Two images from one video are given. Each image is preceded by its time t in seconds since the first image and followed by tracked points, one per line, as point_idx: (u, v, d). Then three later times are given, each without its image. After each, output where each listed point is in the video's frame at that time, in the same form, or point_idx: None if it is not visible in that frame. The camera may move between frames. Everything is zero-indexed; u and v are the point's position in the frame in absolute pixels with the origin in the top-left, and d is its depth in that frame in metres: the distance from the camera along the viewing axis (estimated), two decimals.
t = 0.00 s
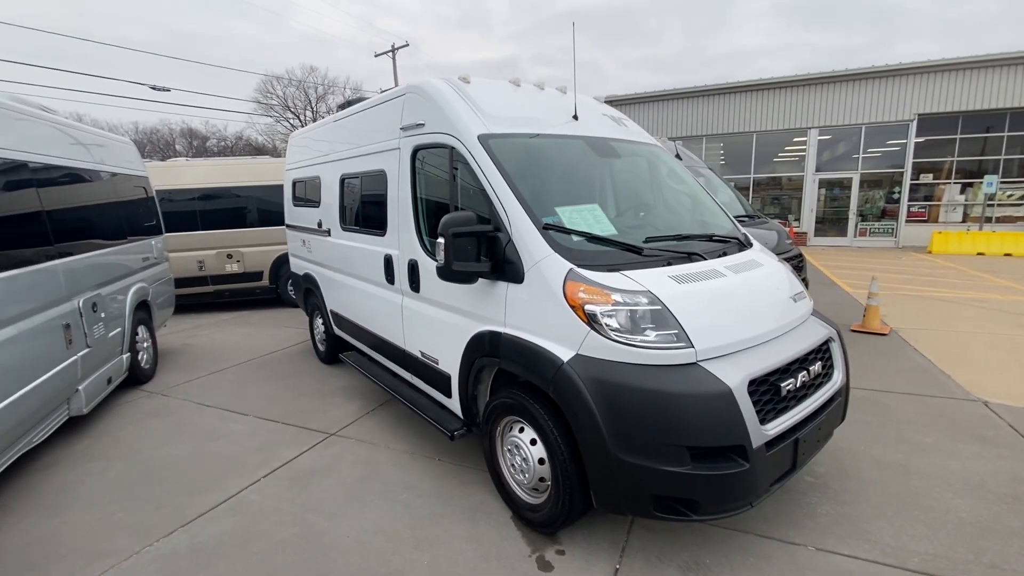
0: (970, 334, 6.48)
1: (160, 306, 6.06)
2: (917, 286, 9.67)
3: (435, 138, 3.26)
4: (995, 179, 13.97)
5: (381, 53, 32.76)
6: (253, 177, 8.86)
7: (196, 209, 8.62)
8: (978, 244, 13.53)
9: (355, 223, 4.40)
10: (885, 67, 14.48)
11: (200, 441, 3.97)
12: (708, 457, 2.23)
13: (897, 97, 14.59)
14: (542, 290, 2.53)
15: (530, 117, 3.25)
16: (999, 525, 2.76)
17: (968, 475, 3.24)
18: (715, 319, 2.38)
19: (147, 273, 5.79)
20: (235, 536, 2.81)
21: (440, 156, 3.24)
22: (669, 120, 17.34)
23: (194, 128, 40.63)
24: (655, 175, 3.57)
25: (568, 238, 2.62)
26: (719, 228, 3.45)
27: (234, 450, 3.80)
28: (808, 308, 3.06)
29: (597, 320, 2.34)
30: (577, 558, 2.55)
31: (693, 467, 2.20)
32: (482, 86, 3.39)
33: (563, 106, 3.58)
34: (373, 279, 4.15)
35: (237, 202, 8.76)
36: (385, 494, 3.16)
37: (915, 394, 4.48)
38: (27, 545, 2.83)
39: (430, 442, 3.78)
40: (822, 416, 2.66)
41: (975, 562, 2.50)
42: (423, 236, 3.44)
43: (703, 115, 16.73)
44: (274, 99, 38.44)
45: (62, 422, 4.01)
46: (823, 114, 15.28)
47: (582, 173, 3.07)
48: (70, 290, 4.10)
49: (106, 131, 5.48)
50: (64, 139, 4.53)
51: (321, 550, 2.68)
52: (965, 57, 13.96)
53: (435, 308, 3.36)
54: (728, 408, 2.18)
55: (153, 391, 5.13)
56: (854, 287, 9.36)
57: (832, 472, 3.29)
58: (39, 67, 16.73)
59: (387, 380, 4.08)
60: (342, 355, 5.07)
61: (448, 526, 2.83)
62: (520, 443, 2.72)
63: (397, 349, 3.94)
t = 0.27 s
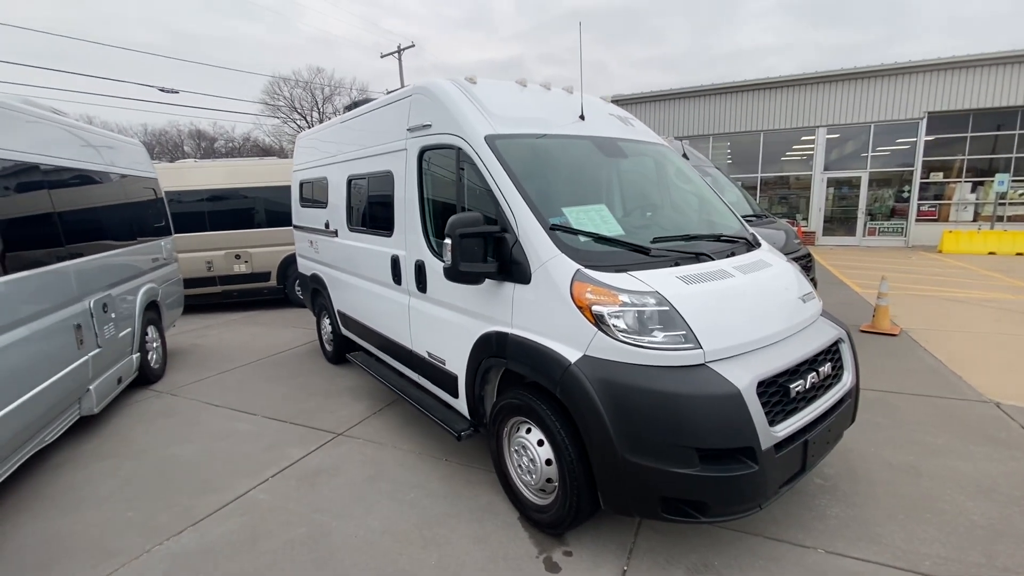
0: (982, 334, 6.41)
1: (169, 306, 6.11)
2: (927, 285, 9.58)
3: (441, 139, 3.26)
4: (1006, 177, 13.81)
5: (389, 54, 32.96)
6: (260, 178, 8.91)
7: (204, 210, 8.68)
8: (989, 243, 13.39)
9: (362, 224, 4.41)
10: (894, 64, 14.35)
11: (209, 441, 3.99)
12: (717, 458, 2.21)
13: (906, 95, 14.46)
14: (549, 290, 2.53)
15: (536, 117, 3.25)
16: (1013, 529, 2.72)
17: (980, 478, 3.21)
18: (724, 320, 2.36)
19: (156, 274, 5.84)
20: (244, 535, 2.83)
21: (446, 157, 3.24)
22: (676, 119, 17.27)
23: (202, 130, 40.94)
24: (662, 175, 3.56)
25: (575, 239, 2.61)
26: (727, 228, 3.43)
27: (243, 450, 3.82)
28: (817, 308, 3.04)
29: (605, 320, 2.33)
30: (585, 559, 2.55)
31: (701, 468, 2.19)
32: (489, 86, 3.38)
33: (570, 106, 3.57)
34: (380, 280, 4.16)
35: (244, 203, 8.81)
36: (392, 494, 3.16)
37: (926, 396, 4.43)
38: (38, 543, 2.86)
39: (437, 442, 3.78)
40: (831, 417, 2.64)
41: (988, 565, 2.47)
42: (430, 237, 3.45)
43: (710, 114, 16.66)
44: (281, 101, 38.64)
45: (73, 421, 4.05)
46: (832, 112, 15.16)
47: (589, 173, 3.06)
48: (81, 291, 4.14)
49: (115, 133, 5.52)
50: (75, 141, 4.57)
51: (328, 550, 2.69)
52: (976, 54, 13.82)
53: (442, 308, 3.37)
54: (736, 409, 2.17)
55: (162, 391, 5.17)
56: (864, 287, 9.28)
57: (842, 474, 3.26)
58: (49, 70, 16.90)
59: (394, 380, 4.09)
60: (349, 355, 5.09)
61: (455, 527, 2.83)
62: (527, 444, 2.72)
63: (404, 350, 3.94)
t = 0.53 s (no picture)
0: (992, 336, 6.36)
1: (177, 309, 6.14)
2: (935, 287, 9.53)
3: (448, 143, 3.26)
4: (1014, 178, 13.73)
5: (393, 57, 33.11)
6: (266, 181, 8.94)
7: (210, 213, 8.72)
8: (997, 244, 13.31)
9: (369, 227, 4.42)
10: (900, 65, 14.28)
11: (217, 444, 4.00)
12: (727, 463, 2.20)
13: (913, 96, 14.39)
14: (558, 294, 2.52)
15: (543, 120, 3.25)
16: None
17: (992, 482, 3.18)
18: (734, 324, 2.35)
19: (164, 277, 5.86)
20: (252, 539, 2.83)
21: (453, 161, 3.24)
22: (680, 120, 17.25)
23: (207, 133, 41.19)
24: (669, 178, 3.55)
25: (583, 242, 2.61)
26: (734, 231, 3.41)
27: (251, 453, 3.83)
28: (826, 311, 3.02)
29: (613, 325, 2.32)
30: (594, 564, 2.54)
31: (712, 474, 2.18)
32: (495, 90, 3.39)
33: (576, 109, 3.57)
34: (387, 283, 4.17)
35: (250, 206, 8.83)
36: (400, 497, 3.16)
37: (936, 399, 4.40)
38: (49, 546, 2.87)
39: (444, 446, 3.78)
40: (842, 422, 2.62)
41: (1001, 571, 2.44)
42: (437, 240, 3.45)
43: (715, 115, 16.63)
44: (286, 104, 38.82)
45: (82, 424, 4.07)
46: (837, 113, 15.10)
47: (597, 176, 3.05)
48: (90, 295, 4.16)
49: (123, 137, 5.56)
50: (83, 146, 4.60)
51: (337, 554, 2.69)
52: (982, 54, 13.75)
53: (449, 312, 3.37)
54: (747, 414, 2.16)
55: (170, 394, 5.19)
56: (871, 289, 9.24)
57: (852, 478, 3.24)
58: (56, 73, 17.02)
59: (401, 383, 4.09)
60: (356, 358, 5.10)
61: (464, 531, 2.83)
62: (535, 448, 2.71)
63: (410, 353, 3.94)
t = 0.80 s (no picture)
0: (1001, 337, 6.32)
1: (183, 312, 6.14)
2: (941, 287, 9.48)
3: (456, 145, 3.25)
4: (1020, 177, 13.67)
5: (395, 59, 33.16)
6: (271, 183, 8.95)
7: (215, 215, 8.73)
8: (1004, 244, 13.24)
9: (375, 229, 4.41)
10: (905, 65, 14.22)
11: (225, 447, 4.00)
12: (741, 467, 2.18)
13: (918, 95, 14.32)
14: (568, 297, 2.51)
15: (551, 122, 3.24)
16: None
17: (1006, 485, 3.15)
18: (746, 327, 2.34)
19: (171, 280, 5.87)
20: (262, 543, 2.82)
21: (461, 163, 3.23)
22: (684, 121, 17.21)
23: (211, 135, 41.32)
24: (677, 179, 3.54)
25: (593, 245, 2.59)
26: (744, 232, 3.40)
27: (258, 455, 3.82)
28: (838, 313, 3.00)
29: (625, 328, 2.31)
30: (605, 569, 2.52)
31: (725, 478, 2.16)
32: (503, 92, 3.38)
33: (584, 111, 3.56)
34: (394, 285, 4.16)
35: (255, 208, 8.85)
36: (408, 501, 3.15)
37: (946, 400, 4.37)
38: (59, 550, 2.86)
39: (452, 448, 3.76)
40: (855, 425, 2.60)
41: None
42: (444, 242, 3.44)
43: (719, 115, 16.59)
44: (288, 105, 38.89)
45: (90, 427, 4.07)
46: (842, 113, 15.04)
47: (605, 178, 3.04)
48: (98, 297, 4.17)
49: (128, 140, 5.56)
50: (90, 149, 4.61)
51: (346, 558, 2.68)
52: (988, 53, 13.69)
53: (457, 314, 3.35)
54: (761, 418, 2.14)
55: (177, 396, 5.19)
56: (878, 290, 9.19)
57: (864, 481, 3.21)
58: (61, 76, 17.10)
59: (408, 386, 4.08)
60: (362, 361, 5.09)
61: (474, 535, 2.81)
62: (546, 451, 2.70)
63: (418, 356, 3.93)
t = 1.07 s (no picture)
0: (1005, 338, 6.30)
1: (185, 314, 6.13)
2: (944, 289, 9.46)
3: (462, 147, 3.24)
4: (1022, 178, 13.65)
5: (394, 61, 33.33)
6: (273, 185, 8.94)
7: (217, 217, 8.72)
8: (1006, 245, 13.23)
9: (379, 231, 4.40)
10: (906, 66, 14.21)
11: (229, 451, 3.98)
12: (753, 472, 2.16)
13: (919, 97, 14.32)
14: (576, 300, 2.49)
15: (557, 124, 3.22)
16: None
17: (1016, 489, 3.12)
18: (757, 330, 2.32)
19: (173, 282, 5.86)
20: (267, 548, 2.80)
21: (467, 165, 3.21)
22: (685, 123, 17.20)
23: (211, 138, 41.41)
24: (683, 181, 3.52)
25: (601, 247, 2.58)
26: (751, 234, 3.38)
27: (262, 459, 3.80)
28: (847, 316, 2.98)
29: (635, 331, 2.29)
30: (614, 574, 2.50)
31: (737, 483, 2.14)
32: (509, 94, 3.36)
33: (590, 113, 3.55)
34: (398, 288, 4.14)
35: (257, 211, 8.83)
36: (414, 505, 3.13)
37: (953, 403, 4.35)
38: (63, 555, 2.84)
39: (457, 452, 3.74)
40: (865, 429, 2.58)
41: None
42: (450, 245, 3.42)
43: (719, 117, 16.59)
44: (289, 108, 38.89)
45: (93, 431, 4.05)
46: (843, 114, 15.02)
47: (612, 180, 3.03)
48: (101, 301, 4.16)
49: (130, 142, 5.54)
50: (92, 152, 4.60)
51: (353, 564, 2.66)
52: (989, 54, 13.69)
53: (463, 317, 3.34)
54: (773, 422, 2.12)
55: (180, 399, 5.17)
56: (881, 291, 9.17)
57: (873, 485, 3.19)
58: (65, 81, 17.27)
59: (412, 389, 4.06)
60: (365, 363, 5.07)
61: (481, 540, 2.79)
62: (553, 456, 2.68)
63: (422, 358, 3.92)
